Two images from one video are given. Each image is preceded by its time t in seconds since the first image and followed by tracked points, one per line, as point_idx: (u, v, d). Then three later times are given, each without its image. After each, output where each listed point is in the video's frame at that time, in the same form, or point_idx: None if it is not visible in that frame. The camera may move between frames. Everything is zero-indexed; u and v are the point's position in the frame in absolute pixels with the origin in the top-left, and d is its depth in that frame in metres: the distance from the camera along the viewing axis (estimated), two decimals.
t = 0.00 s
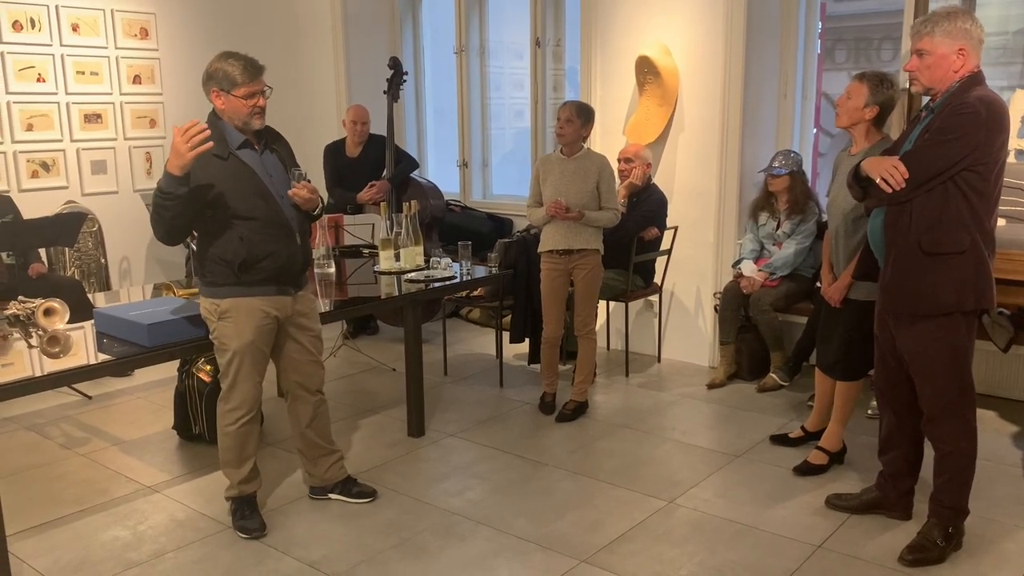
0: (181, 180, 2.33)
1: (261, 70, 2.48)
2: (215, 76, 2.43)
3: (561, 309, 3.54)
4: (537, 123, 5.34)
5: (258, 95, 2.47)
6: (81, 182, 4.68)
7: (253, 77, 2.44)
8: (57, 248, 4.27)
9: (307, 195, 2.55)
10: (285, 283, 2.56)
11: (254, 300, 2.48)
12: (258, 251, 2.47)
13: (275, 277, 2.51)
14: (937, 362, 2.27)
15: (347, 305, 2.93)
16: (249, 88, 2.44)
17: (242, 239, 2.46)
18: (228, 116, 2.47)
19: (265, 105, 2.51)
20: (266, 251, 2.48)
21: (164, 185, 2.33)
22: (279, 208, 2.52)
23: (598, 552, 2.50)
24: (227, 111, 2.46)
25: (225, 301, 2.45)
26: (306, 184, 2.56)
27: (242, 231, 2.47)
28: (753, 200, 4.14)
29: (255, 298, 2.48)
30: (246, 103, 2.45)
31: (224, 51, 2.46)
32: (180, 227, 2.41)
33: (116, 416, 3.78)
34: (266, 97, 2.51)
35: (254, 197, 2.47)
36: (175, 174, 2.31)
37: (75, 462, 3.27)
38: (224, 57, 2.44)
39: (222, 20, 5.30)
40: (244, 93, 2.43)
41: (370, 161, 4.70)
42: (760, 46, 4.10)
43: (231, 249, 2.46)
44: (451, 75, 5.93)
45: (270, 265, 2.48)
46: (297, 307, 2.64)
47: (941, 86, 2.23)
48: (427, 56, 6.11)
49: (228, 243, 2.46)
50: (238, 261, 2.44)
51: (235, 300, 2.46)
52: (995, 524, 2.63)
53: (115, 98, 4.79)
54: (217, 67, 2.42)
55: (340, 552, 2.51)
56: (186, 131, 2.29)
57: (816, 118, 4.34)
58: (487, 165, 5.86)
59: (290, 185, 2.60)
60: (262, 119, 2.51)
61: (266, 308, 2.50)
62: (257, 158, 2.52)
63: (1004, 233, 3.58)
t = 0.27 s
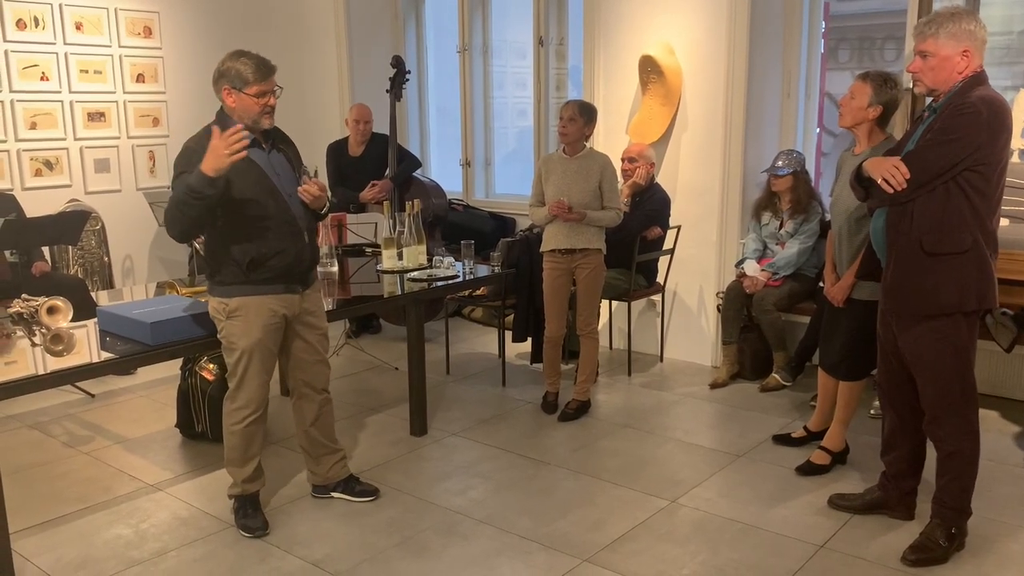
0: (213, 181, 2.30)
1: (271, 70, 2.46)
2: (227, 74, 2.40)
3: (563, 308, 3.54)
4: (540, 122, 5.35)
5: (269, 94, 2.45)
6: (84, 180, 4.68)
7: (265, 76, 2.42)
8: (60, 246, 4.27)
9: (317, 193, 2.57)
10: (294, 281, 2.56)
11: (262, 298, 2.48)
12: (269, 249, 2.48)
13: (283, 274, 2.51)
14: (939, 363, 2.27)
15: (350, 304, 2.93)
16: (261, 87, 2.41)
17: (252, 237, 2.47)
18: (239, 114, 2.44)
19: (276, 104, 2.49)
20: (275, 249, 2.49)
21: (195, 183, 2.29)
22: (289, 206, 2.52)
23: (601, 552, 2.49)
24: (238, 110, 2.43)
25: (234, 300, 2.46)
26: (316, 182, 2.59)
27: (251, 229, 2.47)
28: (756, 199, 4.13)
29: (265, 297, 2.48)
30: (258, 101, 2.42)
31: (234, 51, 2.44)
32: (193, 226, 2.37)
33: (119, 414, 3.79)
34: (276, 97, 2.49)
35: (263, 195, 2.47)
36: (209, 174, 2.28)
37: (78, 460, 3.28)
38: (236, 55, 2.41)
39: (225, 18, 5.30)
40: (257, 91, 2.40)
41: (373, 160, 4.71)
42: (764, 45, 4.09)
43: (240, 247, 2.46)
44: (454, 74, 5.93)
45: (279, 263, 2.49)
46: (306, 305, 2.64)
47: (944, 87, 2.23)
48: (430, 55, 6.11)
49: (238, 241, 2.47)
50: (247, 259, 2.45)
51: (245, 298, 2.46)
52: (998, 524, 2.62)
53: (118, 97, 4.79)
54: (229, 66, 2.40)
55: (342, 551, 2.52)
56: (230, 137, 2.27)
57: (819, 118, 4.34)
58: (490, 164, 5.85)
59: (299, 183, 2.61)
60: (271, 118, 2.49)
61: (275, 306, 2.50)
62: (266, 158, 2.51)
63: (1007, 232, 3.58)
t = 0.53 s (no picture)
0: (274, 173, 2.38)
1: (274, 70, 2.46)
2: (229, 74, 2.41)
3: (565, 308, 3.54)
4: (543, 120, 5.35)
5: (271, 95, 2.45)
6: (87, 179, 4.69)
7: (267, 77, 2.42)
8: (63, 245, 4.28)
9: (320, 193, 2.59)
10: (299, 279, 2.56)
11: (265, 298, 2.47)
12: (274, 247, 2.49)
13: (288, 272, 2.51)
14: (935, 364, 2.27)
15: (352, 303, 2.93)
16: (262, 88, 2.42)
17: (256, 236, 2.47)
18: (241, 114, 2.46)
19: (277, 105, 2.50)
20: (279, 247, 2.49)
21: (257, 171, 2.35)
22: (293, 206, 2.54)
23: (603, 551, 2.49)
24: (239, 110, 2.45)
25: (236, 299, 2.46)
26: (320, 182, 2.60)
27: (253, 228, 2.47)
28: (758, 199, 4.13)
29: (269, 295, 2.48)
30: (259, 103, 2.43)
31: (237, 51, 2.45)
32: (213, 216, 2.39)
33: (121, 412, 3.79)
34: (278, 98, 2.50)
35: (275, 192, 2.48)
36: (273, 167, 2.36)
37: (81, 458, 3.28)
38: (238, 56, 2.41)
39: (228, 17, 5.30)
40: (258, 92, 2.41)
41: (376, 159, 4.70)
42: (766, 44, 4.08)
43: (244, 245, 2.47)
44: (457, 73, 5.92)
45: (282, 262, 2.49)
46: (312, 304, 2.64)
47: (946, 88, 2.21)
48: (432, 54, 6.11)
49: (242, 239, 2.47)
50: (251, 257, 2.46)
51: (249, 297, 2.46)
52: (1001, 524, 2.62)
53: (121, 96, 4.80)
54: (231, 67, 2.40)
55: (344, 550, 2.52)
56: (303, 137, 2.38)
57: (822, 117, 4.33)
58: (492, 163, 5.85)
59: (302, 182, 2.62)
60: (273, 118, 2.51)
61: (279, 305, 2.49)
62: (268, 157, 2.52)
63: (1010, 232, 3.57)
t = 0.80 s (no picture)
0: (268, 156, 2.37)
1: (279, 68, 2.47)
2: (235, 72, 2.41)
3: (567, 307, 3.54)
4: (544, 120, 5.34)
5: (277, 92, 2.45)
6: (89, 178, 4.69)
7: (273, 75, 2.43)
8: (65, 244, 4.28)
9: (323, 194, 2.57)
10: (303, 279, 2.55)
11: (269, 298, 2.47)
12: (275, 245, 2.47)
13: (292, 272, 2.50)
14: (927, 365, 2.27)
15: (354, 302, 2.93)
16: (269, 85, 2.42)
17: (259, 234, 2.47)
18: (247, 113, 2.45)
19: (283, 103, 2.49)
20: (282, 245, 2.48)
21: (250, 154, 2.34)
22: (297, 206, 2.53)
23: (604, 551, 2.49)
24: (246, 108, 2.44)
25: (244, 299, 2.46)
26: (323, 184, 2.58)
27: (258, 227, 2.47)
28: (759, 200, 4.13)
29: (275, 295, 2.48)
30: (266, 99, 2.42)
31: (243, 50, 2.45)
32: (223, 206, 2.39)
33: (123, 411, 3.79)
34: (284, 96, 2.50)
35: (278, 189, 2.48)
36: (269, 146, 2.36)
37: (82, 457, 3.28)
38: (244, 54, 2.42)
39: (230, 17, 5.30)
40: (265, 89, 2.42)
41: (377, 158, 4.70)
42: (769, 43, 4.08)
43: (246, 243, 2.46)
44: (458, 72, 5.92)
45: (285, 262, 2.48)
46: (317, 304, 2.63)
47: (947, 88, 2.20)
48: (434, 53, 6.11)
49: (244, 237, 2.46)
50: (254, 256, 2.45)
51: (255, 297, 2.46)
52: (1003, 524, 2.61)
53: (123, 95, 4.80)
54: (238, 64, 2.40)
55: (346, 549, 2.51)
56: (292, 111, 2.37)
57: (824, 116, 4.32)
58: (493, 162, 5.85)
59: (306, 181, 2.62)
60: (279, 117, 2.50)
61: (283, 305, 2.50)
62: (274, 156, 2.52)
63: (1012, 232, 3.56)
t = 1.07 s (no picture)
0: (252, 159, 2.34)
1: (303, 71, 2.44)
2: (260, 70, 2.37)
3: (567, 306, 3.53)
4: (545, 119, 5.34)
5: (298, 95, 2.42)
6: (90, 176, 4.69)
7: (297, 77, 2.41)
8: (65, 243, 4.27)
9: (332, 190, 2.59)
10: (309, 279, 2.54)
11: (276, 297, 2.46)
12: (280, 244, 2.47)
13: (298, 272, 2.50)
14: (926, 365, 2.26)
15: (355, 301, 2.92)
16: (292, 86, 2.39)
17: (265, 232, 2.47)
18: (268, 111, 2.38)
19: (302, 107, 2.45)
20: (288, 244, 2.48)
21: (234, 160, 2.32)
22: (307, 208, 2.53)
23: (605, 551, 2.49)
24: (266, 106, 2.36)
25: (251, 298, 2.45)
26: (334, 180, 2.61)
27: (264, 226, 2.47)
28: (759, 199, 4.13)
29: (281, 295, 2.47)
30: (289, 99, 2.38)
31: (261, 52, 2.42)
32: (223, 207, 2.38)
33: (123, 410, 3.79)
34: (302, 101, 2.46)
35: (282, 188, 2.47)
36: (250, 152, 2.31)
37: (83, 456, 3.28)
38: (269, 53, 2.39)
39: (231, 15, 5.29)
40: (289, 89, 2.38)
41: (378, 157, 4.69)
42: (770, 42, 4.07)
43: (254, 242, 2.46)
44: (459, 72, 5.92)
45: (292, 262, 2.48)
46: (323, 303, 2.63)
47: (946, 87, 2.19)
48: (435, 52, 6.11)
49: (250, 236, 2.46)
50: (259, 255, 2.44)
51: (261, 295, 2.45)
52: (1004, 524, 2.61)
53: (123, 93, 4.79)
54: (262, 63, 2.37)
55: (346, 549, 2.51)
56: (276, 114, 2.31)
57: (825, 116, 4.32)
58: (494, 161, 5.84)
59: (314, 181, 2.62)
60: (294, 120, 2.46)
61: (289, 303, 2.49)
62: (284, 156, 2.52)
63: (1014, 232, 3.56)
